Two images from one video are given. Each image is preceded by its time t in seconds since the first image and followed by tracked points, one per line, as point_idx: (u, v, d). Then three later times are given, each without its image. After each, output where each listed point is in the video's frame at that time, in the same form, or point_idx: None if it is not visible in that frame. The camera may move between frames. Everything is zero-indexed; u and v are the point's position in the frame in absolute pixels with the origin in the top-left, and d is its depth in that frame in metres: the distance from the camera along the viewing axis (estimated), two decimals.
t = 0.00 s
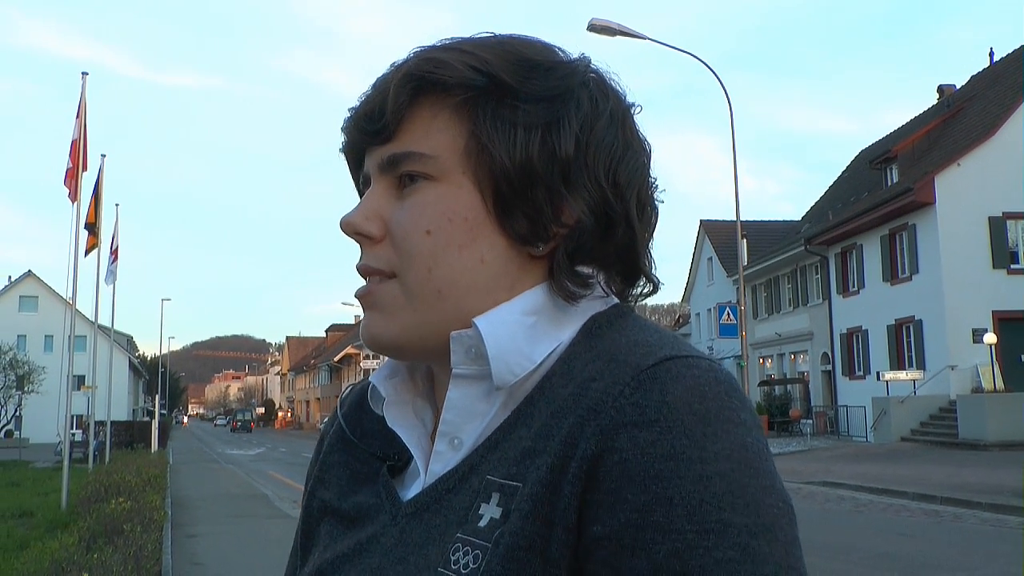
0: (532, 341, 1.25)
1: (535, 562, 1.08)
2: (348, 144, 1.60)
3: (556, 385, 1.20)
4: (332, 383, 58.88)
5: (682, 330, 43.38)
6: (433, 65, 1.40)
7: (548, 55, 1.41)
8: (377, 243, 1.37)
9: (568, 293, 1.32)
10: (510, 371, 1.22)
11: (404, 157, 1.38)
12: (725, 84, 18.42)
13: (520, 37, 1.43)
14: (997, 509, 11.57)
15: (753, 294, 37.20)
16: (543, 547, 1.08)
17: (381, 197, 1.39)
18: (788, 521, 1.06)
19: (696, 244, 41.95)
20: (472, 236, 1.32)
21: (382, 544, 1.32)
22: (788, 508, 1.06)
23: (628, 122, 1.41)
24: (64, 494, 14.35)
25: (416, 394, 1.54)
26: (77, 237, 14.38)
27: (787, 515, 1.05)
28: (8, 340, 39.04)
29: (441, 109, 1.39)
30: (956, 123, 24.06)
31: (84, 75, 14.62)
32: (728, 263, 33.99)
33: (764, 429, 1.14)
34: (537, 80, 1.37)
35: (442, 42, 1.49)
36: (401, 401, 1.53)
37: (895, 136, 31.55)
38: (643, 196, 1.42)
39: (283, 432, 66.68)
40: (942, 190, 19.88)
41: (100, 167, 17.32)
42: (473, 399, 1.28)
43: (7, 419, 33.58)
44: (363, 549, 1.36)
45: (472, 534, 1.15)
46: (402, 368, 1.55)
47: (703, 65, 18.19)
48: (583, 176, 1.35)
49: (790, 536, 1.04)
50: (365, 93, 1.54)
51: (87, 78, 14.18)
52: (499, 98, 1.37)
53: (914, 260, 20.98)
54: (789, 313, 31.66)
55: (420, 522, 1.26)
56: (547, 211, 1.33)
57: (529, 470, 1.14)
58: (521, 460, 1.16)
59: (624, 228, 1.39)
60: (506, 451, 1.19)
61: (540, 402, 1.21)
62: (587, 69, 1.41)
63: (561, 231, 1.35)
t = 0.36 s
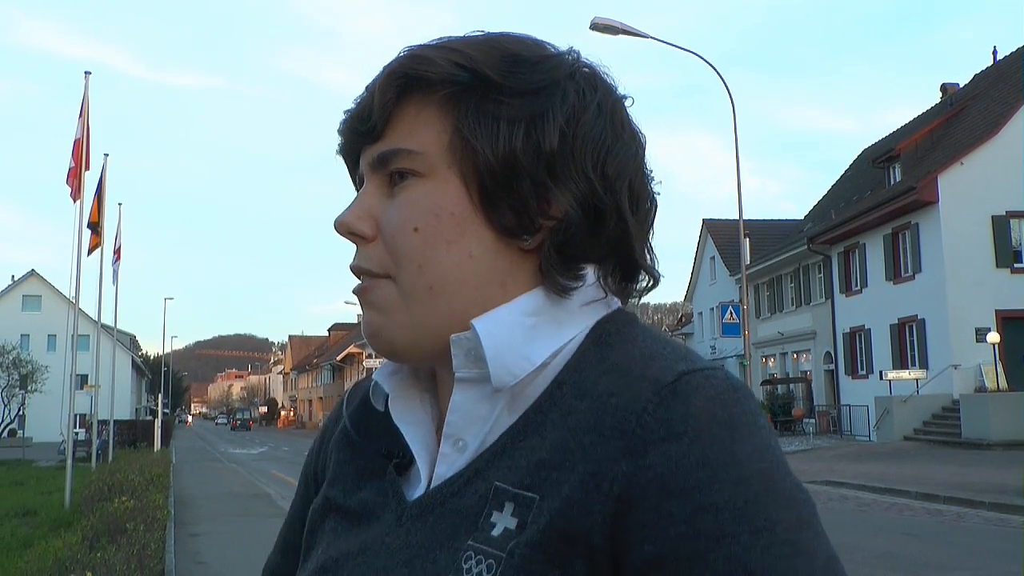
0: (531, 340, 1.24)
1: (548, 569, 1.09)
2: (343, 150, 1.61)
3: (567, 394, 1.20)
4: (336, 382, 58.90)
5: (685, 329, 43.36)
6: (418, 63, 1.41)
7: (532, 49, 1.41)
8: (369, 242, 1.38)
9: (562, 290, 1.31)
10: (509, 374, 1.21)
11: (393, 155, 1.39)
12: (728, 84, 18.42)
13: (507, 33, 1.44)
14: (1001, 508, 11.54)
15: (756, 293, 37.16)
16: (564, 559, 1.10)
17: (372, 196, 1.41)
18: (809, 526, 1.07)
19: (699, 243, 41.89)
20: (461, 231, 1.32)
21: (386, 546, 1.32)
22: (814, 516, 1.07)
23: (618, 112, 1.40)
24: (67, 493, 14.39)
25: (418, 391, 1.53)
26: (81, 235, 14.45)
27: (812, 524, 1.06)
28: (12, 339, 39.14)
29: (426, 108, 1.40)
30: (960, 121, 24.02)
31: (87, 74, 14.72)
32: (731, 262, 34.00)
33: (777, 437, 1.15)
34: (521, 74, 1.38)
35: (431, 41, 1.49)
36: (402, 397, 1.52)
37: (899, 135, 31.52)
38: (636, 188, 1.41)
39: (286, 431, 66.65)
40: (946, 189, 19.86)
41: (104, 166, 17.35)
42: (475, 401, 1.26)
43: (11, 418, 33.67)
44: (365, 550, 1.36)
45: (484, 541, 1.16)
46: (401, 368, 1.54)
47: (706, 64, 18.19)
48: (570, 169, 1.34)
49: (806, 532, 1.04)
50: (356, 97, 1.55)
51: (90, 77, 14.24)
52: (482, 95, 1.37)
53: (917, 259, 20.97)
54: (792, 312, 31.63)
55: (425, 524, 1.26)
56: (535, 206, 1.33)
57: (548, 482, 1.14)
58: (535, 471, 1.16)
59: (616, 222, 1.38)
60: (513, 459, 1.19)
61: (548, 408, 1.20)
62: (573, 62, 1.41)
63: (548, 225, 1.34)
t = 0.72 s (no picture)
0: (510, 336, 1.24)
1: (518, 563, 1.09)
2: (336, 151, 1.62)
3: (542, 387, 1.19)
4: (337, 381, 58.89)
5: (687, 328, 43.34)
6: (409, 67, 1.40)
7: (526, 55, 1.40)
8: (358, 242, 1.39)
9: (545, 294, 1.30)
10: (486, 367, 1.22)
11: (384, 156, 1.40)
12: (730, 83, 18.39)
13: (501, 38, 1.43)
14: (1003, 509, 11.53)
15: (758, 292, 37.12)
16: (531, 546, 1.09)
17: (364, 197, 1.41)
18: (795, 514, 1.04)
19: (700, 243, 41.86)
20: (448, 236, 1.32)
21: (373, 537, 1.34)
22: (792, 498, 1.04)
23: (610, 120, 1.39)
24: (70, 492, 14.39)
25: (407, 389, 1.54)
26: (83, 234, 14.50)
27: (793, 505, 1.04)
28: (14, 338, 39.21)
29: (419, 112, 1.40)
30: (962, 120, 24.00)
31: (90, 73, 14.77)
32: (733, 261, 33.98)
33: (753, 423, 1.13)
34: (513, 81, 1.36)
35: (426, 44, 1.49)
36: (392, 397, 1.53)
37: (901, 134, 31.50)
38: (625, 193, 1.40)
39: (288, 429, 66.65)
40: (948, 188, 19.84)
41: (106, 165, 17.36)
42: (457, 396, 1.27)
43: (13, 416, 33.69)
44: (355, 544, 1.38)
45: (461, 532, 1.17)
46: (392, 364, 1.55)
47: (708, 63, 18.15)
48: (558, 176, 1.33)
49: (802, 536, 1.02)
50: (350, 98, 1.56)
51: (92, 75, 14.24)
52: (472, 100, 1.37)
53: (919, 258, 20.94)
54: (794, 311, 31.61)
55: (409, 516, 1.27)
56: (521, 211, 1.32)
57: (521, 474, 1.14)
58: (510, 461, 1.15)
59: (604, 227, 1.37)
60: (490, 451, 1.19)
61: (524, 399, 1.20)
62: (567, 67, 1.40)
63: (534, 231, 1.33)
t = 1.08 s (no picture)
0: (499, 331, 1.25)
1: (493, 555, 1.10)
2: (333, 148, 1.63)
3: (524, 377, 1.20)
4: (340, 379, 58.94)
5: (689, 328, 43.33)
6: (401, 64, 1.41)
7: (518, 51, 1.41)
8: (350, 236, 1.40)
9: (533, 289, 1.30)
10: (474, 360, 1.22)
11: (376, 151, 1.40)
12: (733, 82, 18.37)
13: (494, 34, 1.44)
14: (1006, 508, 11.51)
15: (760, 292, 37.07)
16: (505, 538, 1.09)
17: (357, 191, 1.42)
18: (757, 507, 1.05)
19: (703, 243, 41.83)
20: (435, 230, 1.32)
21: (362, 534, 1.35)
22: (754, 491, 1.05)
23: (602, 115, 1.40)
24: (71, 490, 14.39)
25: (399, 388, 1.54)
26: (85, 231, 14.51)
27: (755, 498, 1.04)
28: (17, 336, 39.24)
29: (410, 106, 1.41)
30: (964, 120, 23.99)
31: (94, 71, 14.80)
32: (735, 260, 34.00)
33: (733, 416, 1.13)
34: (504, 76, 1.37)
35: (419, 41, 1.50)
36: (383, 398, 1.53)
37: (903, 133, 31.48)
38: (617, 188, 1.40)
39: (290, 428, 66.66)
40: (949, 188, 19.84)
41: (108, 163, 17.37)
42: (444, 390, 1.28)
43: (16, 414, 33.73)
44: (346, 543, 1.38)
45: (443, 526, 1.17)
46: (386, 365, 1.55)
47: (711, 62, 18.14)
48: (547, 172, 1.33)
49: (758, 526, 1.03)
50: (345, 95, 1.57)
51: (95, 74, 14.27)
52: (463, 94, 1.37)
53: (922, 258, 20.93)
54: (796, 310, 31.62)
55: (396, 513, 1.28)
56: (510, 203, 1.33)
57: (496, 464, 1.15)
58: (489, 454, 1.16)
59: (594, 223, 1.37)
60: (474, 445, 1.20)
61: (509, 391, 1.20)
62: (558, 63, 1.41)
63: (523, 225, 1.34)
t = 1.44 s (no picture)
0: (492, 329, 1.25)
1: (478, 552, 1.09)
2: (334, 137, 1.62)
3: (513, 374, 1.20)
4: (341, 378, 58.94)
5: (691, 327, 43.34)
6: (410, 55, 1.40)
7: (526, 49, 1.40)
8: (349, 227, 1.39)
9: (531, 285, 1.30)
10: (466, 357, 1.23)
11: (380, 141, 1.39)
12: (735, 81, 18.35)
13: (504, 31, 1.43)
14: (1007, 508, 11.51)
15: (761, 291, 37.06)
16: (493, 533, 1.09)
17: (357, 182, 1.41)
18: (739, 510, 1.04)
19: (704, 242, 41.84)
20: (438, 225, 1.32)
21: (346, 534, 1.35)
22: (741, 495, 1.04)
23: (608, 120, 1.39)
24: (73, 488, 14.41)
25: (391, 387, 1.54)
26: (87, 229, 14.54)
27: (738, 501, 1.04)
28: (19, 334, 39.27)
29: (418, 99, 1.40)
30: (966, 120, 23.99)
31: (95, 69, 14.79)
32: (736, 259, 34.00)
33: (723, 419, 1.13)
34: (512, 74, 1.36)
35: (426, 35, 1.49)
36: (375, 396, 1.54)
37: (905, 133, 31.48)
38: (619, 193, 1.40)
39: (292, 427, 66.66)
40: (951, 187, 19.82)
41: (110, 162, 17.39)
42: (437, 386, 1.27)
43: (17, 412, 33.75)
44: (332, 541, 1.38)
45: (428, 523, 1.16)
46: (377, 362, 1.55)
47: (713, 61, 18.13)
48: (551, 170, 1.33)
49: (741, 524, 1.03)
50: (350, 82, 1.55)
51: (97, 73, 14.30)
52: (471, 90, 1.37)
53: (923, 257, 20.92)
54: (798, 310, 31.61)
55: (383, 511, 1.28)
56: (512, 200, 1.32)
57: (481, 461, 1.15)
58: (475, 452, 1.16)
59: (596, 225, 1.36)
60: (463, 443, 1.20)
61: (498, 391, 1.21)
62: (567, 66, 1.40)
63: (526, 222, 1.33)
